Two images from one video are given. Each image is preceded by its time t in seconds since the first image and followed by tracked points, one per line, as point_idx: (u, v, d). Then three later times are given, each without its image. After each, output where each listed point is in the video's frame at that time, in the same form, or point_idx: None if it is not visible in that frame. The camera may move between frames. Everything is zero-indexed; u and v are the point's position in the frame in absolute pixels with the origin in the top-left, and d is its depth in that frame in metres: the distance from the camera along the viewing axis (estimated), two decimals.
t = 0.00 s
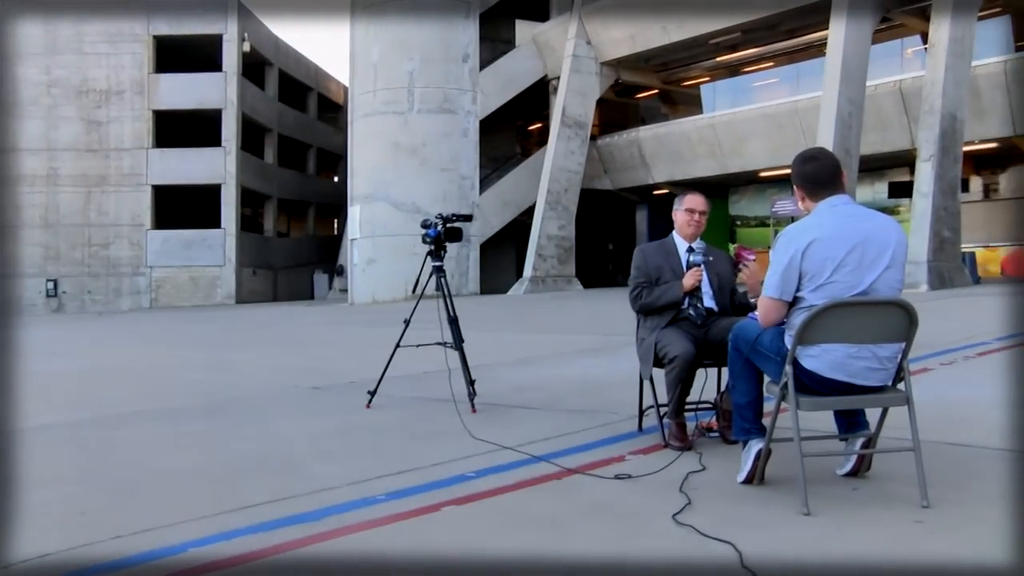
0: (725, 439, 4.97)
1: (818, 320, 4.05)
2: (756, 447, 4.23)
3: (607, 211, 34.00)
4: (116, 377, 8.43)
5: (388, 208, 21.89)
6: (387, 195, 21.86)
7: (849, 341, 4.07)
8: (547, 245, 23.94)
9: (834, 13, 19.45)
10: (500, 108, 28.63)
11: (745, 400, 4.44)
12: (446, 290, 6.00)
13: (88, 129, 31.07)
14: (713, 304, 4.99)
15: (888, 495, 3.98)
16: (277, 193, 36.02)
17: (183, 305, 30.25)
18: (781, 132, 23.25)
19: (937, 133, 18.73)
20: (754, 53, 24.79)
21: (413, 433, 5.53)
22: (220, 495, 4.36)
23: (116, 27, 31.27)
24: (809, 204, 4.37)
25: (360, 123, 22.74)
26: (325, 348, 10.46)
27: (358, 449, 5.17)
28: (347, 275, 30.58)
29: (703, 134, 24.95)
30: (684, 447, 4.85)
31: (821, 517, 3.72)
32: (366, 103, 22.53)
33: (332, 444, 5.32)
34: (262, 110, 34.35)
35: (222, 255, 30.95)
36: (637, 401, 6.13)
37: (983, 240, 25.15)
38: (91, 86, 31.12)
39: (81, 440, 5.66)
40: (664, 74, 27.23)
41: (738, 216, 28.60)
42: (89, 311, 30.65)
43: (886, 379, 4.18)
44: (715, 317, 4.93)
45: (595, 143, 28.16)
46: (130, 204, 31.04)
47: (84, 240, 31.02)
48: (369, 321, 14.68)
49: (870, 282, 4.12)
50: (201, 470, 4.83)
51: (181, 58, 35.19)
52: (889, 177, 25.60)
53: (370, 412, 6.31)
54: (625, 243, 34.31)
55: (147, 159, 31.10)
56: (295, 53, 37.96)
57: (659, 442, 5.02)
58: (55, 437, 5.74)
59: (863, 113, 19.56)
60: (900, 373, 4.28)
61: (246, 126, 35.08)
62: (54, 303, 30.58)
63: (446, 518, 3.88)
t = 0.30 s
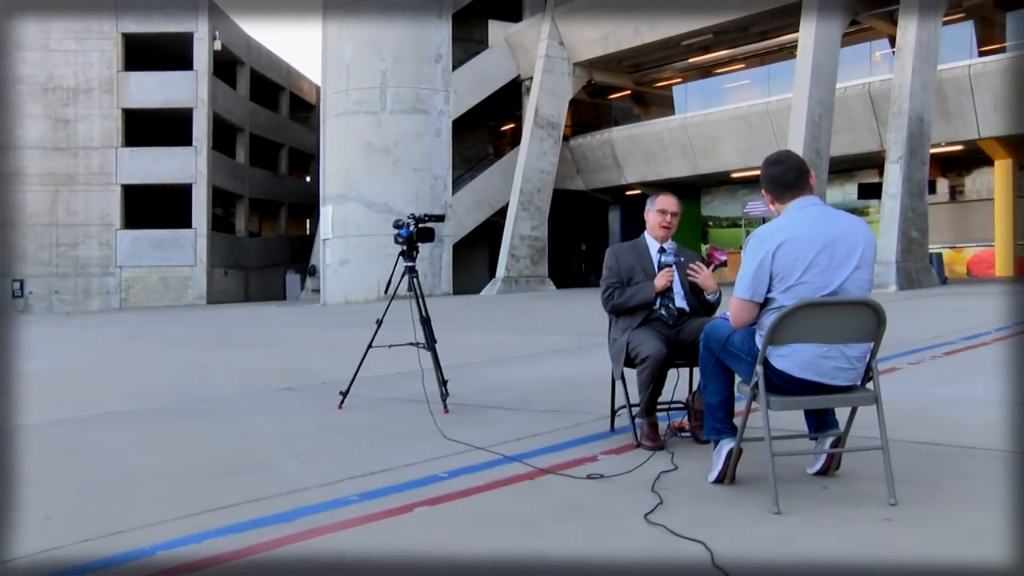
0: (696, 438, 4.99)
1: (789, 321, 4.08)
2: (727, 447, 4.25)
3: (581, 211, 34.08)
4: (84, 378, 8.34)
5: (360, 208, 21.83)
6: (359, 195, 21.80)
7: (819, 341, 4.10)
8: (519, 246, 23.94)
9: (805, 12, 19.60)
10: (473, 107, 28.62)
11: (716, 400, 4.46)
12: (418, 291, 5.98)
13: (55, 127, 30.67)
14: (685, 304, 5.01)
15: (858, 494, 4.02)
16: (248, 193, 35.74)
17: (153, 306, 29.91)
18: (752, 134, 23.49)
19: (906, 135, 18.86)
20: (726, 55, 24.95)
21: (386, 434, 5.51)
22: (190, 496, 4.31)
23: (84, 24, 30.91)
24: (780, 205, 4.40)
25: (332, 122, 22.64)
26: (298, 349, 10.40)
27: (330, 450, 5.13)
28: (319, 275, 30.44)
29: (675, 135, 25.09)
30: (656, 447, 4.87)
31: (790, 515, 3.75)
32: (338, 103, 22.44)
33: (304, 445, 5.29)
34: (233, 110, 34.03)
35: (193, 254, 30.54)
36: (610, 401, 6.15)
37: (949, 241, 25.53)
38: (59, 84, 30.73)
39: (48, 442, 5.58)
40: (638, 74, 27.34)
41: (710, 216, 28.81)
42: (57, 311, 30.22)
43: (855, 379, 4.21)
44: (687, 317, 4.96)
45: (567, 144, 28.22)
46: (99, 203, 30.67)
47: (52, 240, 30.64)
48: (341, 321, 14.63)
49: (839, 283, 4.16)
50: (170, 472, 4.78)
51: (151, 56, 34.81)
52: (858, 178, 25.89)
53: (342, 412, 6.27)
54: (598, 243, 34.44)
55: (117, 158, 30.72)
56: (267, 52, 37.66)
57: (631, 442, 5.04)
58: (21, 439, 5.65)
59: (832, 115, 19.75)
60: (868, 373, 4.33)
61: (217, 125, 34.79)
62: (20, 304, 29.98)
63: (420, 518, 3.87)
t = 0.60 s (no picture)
0: (675, 438, 5.01)
1: (765, 321, 4.11)
2: (705, 446, 4.27)
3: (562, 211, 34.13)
4: (58, 378, 8.25)
5: (338, 207, 21.76)
6: (337, 195, 21.73)
7: (796, 341, 4.13)
8: (498, 246, 23.94)
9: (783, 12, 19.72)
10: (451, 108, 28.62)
11: (694, 400, 4.48)
12: (396, 292, 5.94)
13: (29, 125, 30.36)
14: (662, 304, 5.02)
15: (834, 492, 4.04)
16: (226, 192, 35.52)
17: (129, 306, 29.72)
18: (731, 134, 23.59)
19: (882, 136, 19.01)
20: (705, 55, 25.08)
21: (364, 435, 5.49)
22: (164, 498, 4.27)
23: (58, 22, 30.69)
24: (758, 205, 4.43)
25: (310, 122, 22.56)
26: (276, 349, 10.35)
27: (308, 451, 5.11)
28: (298, 275, 30.34)
29: (655, 137, 25.20)
30: (635, 447, 4.88)
31: (768, 515, 3.76)
32: (317, 102, 22.35)
33: (280, 446, 5.26)
34: (211, 109, 33.81)
35: (170, 254, 30.45)
36: (589, 402, 6.16)
37: (925, 241, 25.83)
38: (32, 82, 30.41)
39: (21, 443, 5.51)
40: (617, 75, 27.40)
41: (689, 216, 28.95)
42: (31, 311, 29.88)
43: (831, 379, 4.25)
44: (665, 317, 4.97)
45: (546, 145, 28.26)
46: (74, 202, 30.38)
47: (27, 240, 30.36)
48: (318, 321, 14.58)
49: (816, 283, 4.19)
50: (144, 474, 4.73)
51: (127, 53, 34.50)
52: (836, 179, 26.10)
53: (320, 413, 6.25)
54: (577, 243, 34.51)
55: (92, 156, 30.43)
56: (245, 50, 37.44)
57: (610, 442, 5.04)
58: None
59: (808, 117, 19.89)
60: (845, 372, 4.36)
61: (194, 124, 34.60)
62: None
63: (397, 518, 3.86)
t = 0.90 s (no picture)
0: (666, 445, 4.83)
1: (760, 322, 3.95)
2: (696, 453, 4.10)
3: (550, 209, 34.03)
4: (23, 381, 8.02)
5: (316, 204, 21.53)
6: (314, 191, 21.52)
7: (792, 344, 3.97)
8: (483, 246, 23.74)
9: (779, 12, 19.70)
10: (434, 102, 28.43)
11: (686, 405, 4.31)
12: (376, 293, 5.75)
13: None
14: (654, 305, 4.84)
15: (832, 501, 3.88)
16: (198, 188, 35.13)
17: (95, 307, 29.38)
18: (725, 127, 23.44)
19: (881, 131, 18.91)
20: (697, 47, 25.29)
21: (342, 441, 5.30)
22: (133, 509, 4.05)
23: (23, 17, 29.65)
24: (753, 202, 4.26)
25: (286, 115, 22.33)
26: (251, 352, 10.15)
27: (284, 458, 4.91)
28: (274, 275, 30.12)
29: (647, 132, 25.07)
30: (624, 454, 4.70)
31: (764, 525, 3.60)
32: (292, 95, 22.14)
33: (255, 454, 5.06)
34: (182, 102, 33.51)
35: (139, 253, 30.22)
36: (575, 408, 5.98)
37: (926, 240, 25.78)
38: None
39: None
40: (606, 68, 27.27)
41: (681, 214, 28.84)
42: None
43: (829, 383, 4.09)
44: (656, 319, 4.80)
45: (534, 139, 28.10)
46: (36, 197, 29.94)
47: None
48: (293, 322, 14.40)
49: (813, 284, 4.03)
50: (113, 482, 4.51)
51: (94, 42, 34.07)
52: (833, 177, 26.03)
53: (295, 419, 6.04)
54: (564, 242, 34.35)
55: (55, 150, 30.03)
56: (218, 41, 37.12)
57: (598, 449, 4.86)
58: None
59: (805, 111, 19.81)
60: (843, 377, 4.20)
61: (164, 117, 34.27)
62: None
63: (375, 529, 3.67)
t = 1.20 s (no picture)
0: (675, 470, 4.30)
1: (782, 331, 3.44)
2: (710, 481, 3.59)
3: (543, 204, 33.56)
4: None
5: (276, 194, 20.82)
6: (275, 179, 20.81)
7: (819, 354, 3.46)
8: (467, 242, 23.25)
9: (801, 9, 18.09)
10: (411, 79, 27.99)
11: (698, 424, 3.79)
12: (345, 296, 5.20)
13: None
14: (661, 311, 4.33)
15: (868, 535, 3.37)
16: (138, 176, 33.45)
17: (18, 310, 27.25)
18: (744, 109, 22.96)
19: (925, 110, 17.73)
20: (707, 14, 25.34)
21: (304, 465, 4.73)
22: (57, 549, 3.48)
23: None
24: (773, 193, 3.73)
25: (240, 92, 21.50)
26: (204, 364, 9.50)
27: (240, 486, 4.35)
28: (225, 276, 28.86)
29: (653, 111, 24.53)
30: (628, 480, 4.16)
31: (792, 566, 3.08)
32: (248, 71, 21.36)
33: (206, 481, 4.48)
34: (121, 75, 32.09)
35: (68, 251, 28.53)
36: (571, 428, 5.43)
37: (979, 236, 22.63)
38: None
39: None
40: (607, 40, 27.04)
41: (693, 207, 28.40)
42: None
43: (863, 400, 3.57)
44: (664, 326, 4.29)
45: (524, 122, 27.54)
46: None
47: None
48: (248, 330, 13.69)
49: (843, 286, 3.51)
50: (38, 515, 3.93)
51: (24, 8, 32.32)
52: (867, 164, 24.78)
53: (251, 441, 5.44)
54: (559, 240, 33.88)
55: None
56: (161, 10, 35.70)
57: (598, 475, 4.33)
58: None
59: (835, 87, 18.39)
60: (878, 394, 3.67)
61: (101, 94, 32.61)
62: None
63: (340, 573, 3.12)
